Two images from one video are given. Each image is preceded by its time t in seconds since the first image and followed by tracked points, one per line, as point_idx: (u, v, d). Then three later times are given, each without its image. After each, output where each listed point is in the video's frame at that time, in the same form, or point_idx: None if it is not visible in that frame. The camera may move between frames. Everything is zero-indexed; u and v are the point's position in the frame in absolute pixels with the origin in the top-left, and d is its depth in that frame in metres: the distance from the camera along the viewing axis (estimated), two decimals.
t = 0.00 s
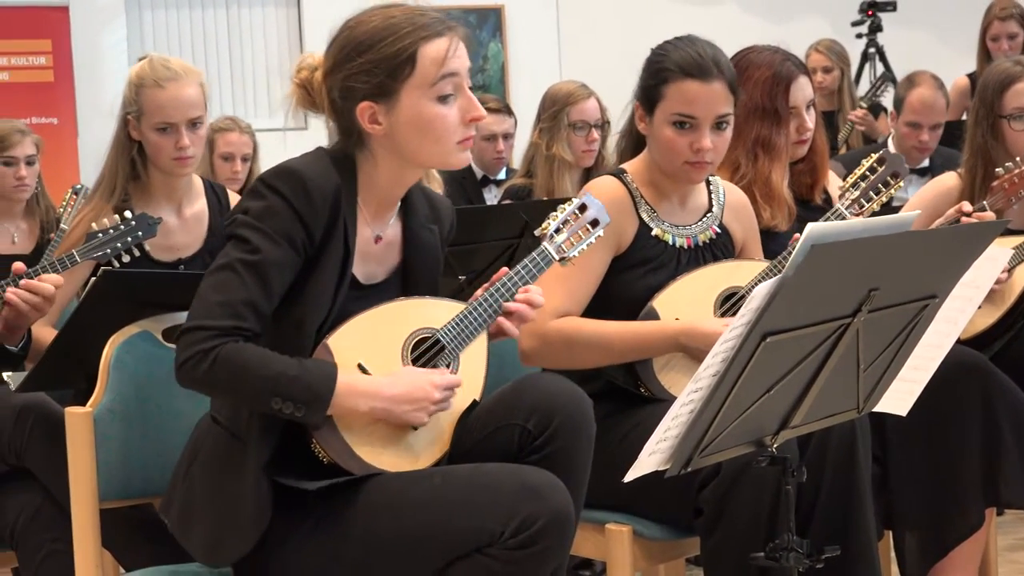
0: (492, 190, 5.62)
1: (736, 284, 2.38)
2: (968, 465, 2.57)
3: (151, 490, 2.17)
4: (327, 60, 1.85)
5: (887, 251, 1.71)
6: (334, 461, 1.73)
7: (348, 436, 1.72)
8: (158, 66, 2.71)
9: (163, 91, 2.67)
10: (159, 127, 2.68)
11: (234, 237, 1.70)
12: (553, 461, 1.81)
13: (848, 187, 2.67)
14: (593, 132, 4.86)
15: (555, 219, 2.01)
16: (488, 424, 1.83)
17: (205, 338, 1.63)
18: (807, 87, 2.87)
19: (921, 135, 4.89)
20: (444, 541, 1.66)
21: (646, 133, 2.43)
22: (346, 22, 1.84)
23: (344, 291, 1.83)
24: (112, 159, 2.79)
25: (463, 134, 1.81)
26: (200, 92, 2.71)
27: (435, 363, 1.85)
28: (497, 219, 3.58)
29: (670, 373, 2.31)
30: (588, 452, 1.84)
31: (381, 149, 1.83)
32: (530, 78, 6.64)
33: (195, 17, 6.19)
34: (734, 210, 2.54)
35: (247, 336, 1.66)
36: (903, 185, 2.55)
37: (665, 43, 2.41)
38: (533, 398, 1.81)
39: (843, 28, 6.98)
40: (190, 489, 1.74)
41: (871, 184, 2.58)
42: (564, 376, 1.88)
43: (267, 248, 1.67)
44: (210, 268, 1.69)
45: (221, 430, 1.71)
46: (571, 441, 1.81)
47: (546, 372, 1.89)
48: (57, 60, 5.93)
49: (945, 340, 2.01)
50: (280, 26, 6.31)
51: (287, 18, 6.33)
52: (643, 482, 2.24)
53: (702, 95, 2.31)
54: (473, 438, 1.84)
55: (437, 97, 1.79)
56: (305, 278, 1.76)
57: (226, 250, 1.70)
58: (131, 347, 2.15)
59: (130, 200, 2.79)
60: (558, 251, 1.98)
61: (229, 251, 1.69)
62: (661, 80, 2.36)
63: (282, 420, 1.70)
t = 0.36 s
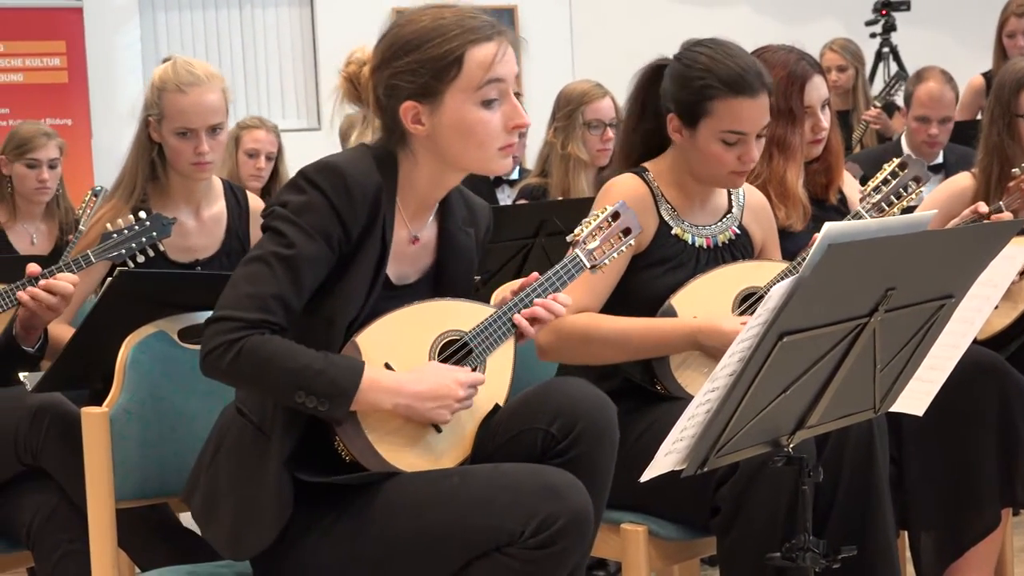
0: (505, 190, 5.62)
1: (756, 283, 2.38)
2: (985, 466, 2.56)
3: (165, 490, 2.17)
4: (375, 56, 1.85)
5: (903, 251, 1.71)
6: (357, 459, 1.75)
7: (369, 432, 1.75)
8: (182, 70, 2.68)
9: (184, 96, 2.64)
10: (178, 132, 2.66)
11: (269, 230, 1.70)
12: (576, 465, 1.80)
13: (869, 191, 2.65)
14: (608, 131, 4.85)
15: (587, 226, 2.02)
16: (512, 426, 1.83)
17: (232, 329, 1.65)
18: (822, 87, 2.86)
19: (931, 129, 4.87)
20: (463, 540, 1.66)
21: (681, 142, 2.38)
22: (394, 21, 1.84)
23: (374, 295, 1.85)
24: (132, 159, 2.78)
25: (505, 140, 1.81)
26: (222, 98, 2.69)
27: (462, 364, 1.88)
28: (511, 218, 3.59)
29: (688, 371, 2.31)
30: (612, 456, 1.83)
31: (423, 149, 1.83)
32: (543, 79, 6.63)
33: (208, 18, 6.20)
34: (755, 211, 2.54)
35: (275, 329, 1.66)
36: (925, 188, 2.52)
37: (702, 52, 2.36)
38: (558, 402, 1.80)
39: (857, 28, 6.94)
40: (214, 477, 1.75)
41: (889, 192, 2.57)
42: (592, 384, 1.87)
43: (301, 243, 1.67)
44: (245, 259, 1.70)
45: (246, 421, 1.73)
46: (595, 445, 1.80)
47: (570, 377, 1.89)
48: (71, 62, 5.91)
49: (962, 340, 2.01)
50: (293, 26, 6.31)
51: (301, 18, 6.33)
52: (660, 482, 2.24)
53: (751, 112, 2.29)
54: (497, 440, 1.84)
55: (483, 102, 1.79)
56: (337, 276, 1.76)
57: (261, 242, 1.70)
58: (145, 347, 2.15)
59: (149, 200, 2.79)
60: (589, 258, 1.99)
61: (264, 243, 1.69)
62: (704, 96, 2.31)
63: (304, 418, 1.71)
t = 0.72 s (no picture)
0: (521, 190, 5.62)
1: (773, 285, 2.38)
2: (1004, 470, 2.56)
3: (185, 488, 2.18)
4: (413, 72, 1.85)
5: (923, 253, 1.70)
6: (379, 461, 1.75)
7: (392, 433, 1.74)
8: (207, 75, 2.68)
9: (209, 101, 2.64)
10: (202, 137, 2.67)
11: (297, 239, 1.70)
12: (597, 466, 1.80)
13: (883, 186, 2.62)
14: (626, 131, 4.85)
15: (602, 225, 2.01)
16: (534, 425, 1.83)
17: (259, 337, 1.64)
18: (840, 87, 2.84)
19: (945, 130, 4.92)
20: (484, 543, 1.66)
21: (682, 131, 2.43)
22: (434, 38, 1.84)
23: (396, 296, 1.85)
24: (155, 159, 2.78)
25: (539, 167, 1.80)
26: (246, 104, 2.70)
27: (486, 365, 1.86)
28: (529, 219, 3.59)
29: (706, 374, 2.31)
30: (632, 458, 1.83)
31: (456, 170, 1.83)
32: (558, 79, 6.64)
33: (225, 18, 6.21)
34: (770, 211, 2.54)
35: (301, 337, 1.66)
36: (940, 185, 2.51)
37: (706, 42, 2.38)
38: (579, 403, 1.81)
39: (873, 28, 6.91)
40: (231, 479, 1.75)
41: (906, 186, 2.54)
42: (616, 386, 1.87)
43: (329, 252, 1.67)
44: (270, 267, 1.69)
45: (263, 426, 1.72)
46: (616, 447, 1.80)
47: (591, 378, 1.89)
48: (88, 61, 5.93)
49: (982, 342, 2.00)
50: (309, 26, 6.31)
51: (318, 18, 6.33)
52: (678, 485, 2.23)
53: (736, 99, 2.30)
54: (518, 439, 1.85)
55: (520, 128, 1.78)
56: (363, 285, 1.76)
57: (288, 251, 1.70)
58: (166, 346, 2.14)
59: (169, 203, 2.78)
60: (604, 257, 1.99)
61: (291, 253, 1.68)
62: (697, 81, 2.35)
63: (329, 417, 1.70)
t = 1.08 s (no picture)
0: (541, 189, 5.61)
1: (785, 283, 2.37)
2: None
3: (206, 484, 2.17)
4: (428, 79, 1.83)
5: (946, 252, 1.70)
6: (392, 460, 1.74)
7: (403, 430, 1.73)
8: (236, 80, 2.72)
9: (237, 107, 2.68)
10: (228, 142, 2.70)
11: (304, 248, 1.69)
12: (612, 464, 1.80)
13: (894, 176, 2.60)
14: (651, 135, 4.85)
15: (608, 218, 2.02)
16: (549, 422, 1.83)
17: (268, 346, 1.64)
18: (866, 90, 2.83)
19: (978, 145, 5.00)
20: (501, 544, 1.66)
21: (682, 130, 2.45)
22: (450, 46, 1.82)
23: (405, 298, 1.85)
24: (182, 161, 2.80)
25: (550, 182, 1.80)
26: (273, 110, 2.73)
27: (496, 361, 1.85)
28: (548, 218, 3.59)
29: (722, 377, 2.30)
30: (649, 454, 1.83)
31: (466, 179, 1.83)
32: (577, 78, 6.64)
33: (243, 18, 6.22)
34: (779, 204, 2.53)
35: (308, 345, 1.65)
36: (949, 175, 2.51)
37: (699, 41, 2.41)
38: (594, 400, 1.81)
39: (894, 29, 6.89)
40: (244, 485, 1.74)
41: (916, 174, 2.52)
42: (630, 382, 1.87)
43: (336, 261, 1.67)
44: (277, 275, 1.69)
45: (275, 433, 1.71)
46: (631, 445, 1.80)
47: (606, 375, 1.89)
48: (108, 60, 5.98)
49: (1004, 343, 1.98)
50: (328, 24, 6.32)
51: (336, 18, 6.34)
52: (695, 488, 2.22)
53: (735, 95, 2.33)
54: (533, 436, 1.84)
55: (533, 144, 1.78)
56: (369, 293, 1.76)
57: (295, 260, 1.70)
58: (184, 344, 2.16)
59: (193, 203, 2.80)
60: (613, 250, 2.00)
61: (298, 262, 1.68)
62: (693, 78, 2.38)
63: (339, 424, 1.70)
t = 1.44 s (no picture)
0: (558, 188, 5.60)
1: (799, 282, 2.36)
2: None
3: (223, 483, 2.19)
4: (405, 51, 1.83)
5: (966, 251, 1.69)
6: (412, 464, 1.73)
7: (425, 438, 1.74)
8: (250, 72, 2.75)
9: (249, 98, 2.71)
10: (244, 133, 2.72)
11: (307, 252, 1.68)
12: (626, 463, 1.80)
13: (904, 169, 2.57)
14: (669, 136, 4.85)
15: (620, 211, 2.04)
16: (565, 421, 1.83)
17: (285, 356, 1.63)
18: (888, 92, 2.82)
19: (998, 135, 4.97)
20: (519, 547, 1.66)
21: (687, 131, 2.43)
22: (425, 15, 1.81)
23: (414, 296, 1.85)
24: (199, 159, 2.83)
25: (534, 146, 1.80)
26: (286, 100, 2.77)
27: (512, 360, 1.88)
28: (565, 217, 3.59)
29: (738, 376, 2.31)
30: (662, 452, 1.83)
31: (453, 151, 1.83)
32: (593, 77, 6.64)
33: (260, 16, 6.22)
34: (787, 202, 2.54)
35: (323, 352, 1.65)
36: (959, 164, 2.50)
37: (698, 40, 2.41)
38: (609, 399, 1.80)
39: (911, 29, 6.87)
40: (269, 495, 1.74)
41: (927, 167, 2.51)
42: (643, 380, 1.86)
43: (341, 262, 1.65)
44: (284, 283, 1.68)
45: (297, 438, 1.69)
46: (645, 443, 1.80)
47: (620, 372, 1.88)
48: (126, 58, 5.96)
49: None
50: (345, 24, 6.32)
51: (353, 16, 6.34)
52: (713, 490, 2.22)
53: (740, 90, 2.32)
54: (551, 435, 1.84)
55: (515, 109, 1.78)
56: (379, 287, 1.74)
57: (300, 265, 1.69)
58: (202, 343, 2.14)
59: (210, 200, 2.82)
60: (625, 243, 2.01)
61: (303, 267, 1.67)
62: (696, 77, 2.36)
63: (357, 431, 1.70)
